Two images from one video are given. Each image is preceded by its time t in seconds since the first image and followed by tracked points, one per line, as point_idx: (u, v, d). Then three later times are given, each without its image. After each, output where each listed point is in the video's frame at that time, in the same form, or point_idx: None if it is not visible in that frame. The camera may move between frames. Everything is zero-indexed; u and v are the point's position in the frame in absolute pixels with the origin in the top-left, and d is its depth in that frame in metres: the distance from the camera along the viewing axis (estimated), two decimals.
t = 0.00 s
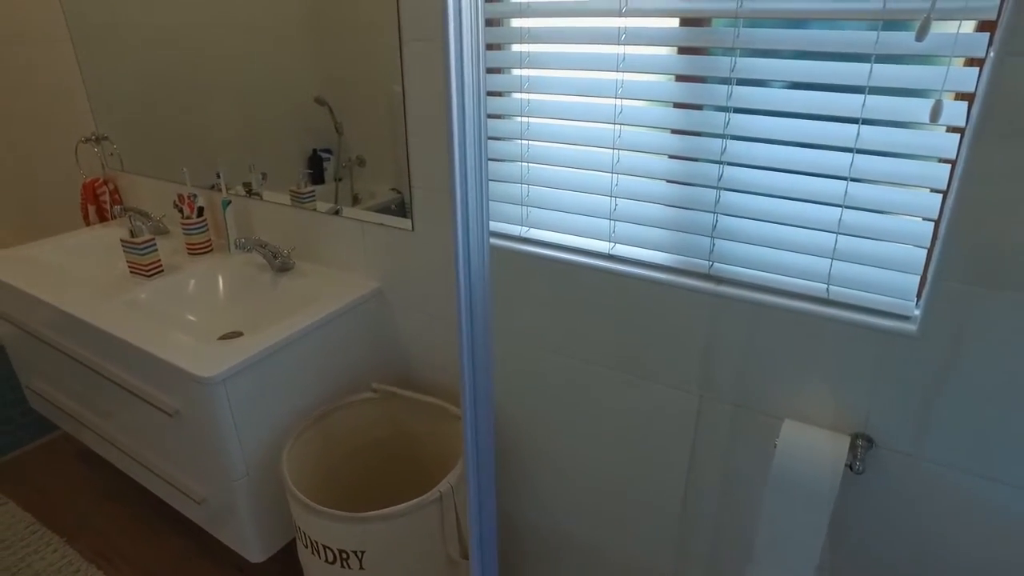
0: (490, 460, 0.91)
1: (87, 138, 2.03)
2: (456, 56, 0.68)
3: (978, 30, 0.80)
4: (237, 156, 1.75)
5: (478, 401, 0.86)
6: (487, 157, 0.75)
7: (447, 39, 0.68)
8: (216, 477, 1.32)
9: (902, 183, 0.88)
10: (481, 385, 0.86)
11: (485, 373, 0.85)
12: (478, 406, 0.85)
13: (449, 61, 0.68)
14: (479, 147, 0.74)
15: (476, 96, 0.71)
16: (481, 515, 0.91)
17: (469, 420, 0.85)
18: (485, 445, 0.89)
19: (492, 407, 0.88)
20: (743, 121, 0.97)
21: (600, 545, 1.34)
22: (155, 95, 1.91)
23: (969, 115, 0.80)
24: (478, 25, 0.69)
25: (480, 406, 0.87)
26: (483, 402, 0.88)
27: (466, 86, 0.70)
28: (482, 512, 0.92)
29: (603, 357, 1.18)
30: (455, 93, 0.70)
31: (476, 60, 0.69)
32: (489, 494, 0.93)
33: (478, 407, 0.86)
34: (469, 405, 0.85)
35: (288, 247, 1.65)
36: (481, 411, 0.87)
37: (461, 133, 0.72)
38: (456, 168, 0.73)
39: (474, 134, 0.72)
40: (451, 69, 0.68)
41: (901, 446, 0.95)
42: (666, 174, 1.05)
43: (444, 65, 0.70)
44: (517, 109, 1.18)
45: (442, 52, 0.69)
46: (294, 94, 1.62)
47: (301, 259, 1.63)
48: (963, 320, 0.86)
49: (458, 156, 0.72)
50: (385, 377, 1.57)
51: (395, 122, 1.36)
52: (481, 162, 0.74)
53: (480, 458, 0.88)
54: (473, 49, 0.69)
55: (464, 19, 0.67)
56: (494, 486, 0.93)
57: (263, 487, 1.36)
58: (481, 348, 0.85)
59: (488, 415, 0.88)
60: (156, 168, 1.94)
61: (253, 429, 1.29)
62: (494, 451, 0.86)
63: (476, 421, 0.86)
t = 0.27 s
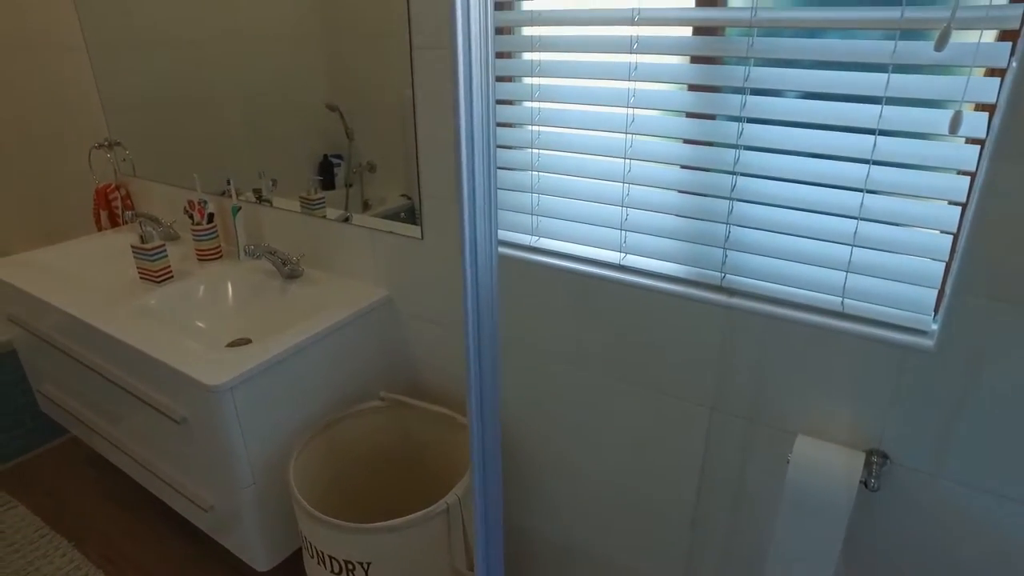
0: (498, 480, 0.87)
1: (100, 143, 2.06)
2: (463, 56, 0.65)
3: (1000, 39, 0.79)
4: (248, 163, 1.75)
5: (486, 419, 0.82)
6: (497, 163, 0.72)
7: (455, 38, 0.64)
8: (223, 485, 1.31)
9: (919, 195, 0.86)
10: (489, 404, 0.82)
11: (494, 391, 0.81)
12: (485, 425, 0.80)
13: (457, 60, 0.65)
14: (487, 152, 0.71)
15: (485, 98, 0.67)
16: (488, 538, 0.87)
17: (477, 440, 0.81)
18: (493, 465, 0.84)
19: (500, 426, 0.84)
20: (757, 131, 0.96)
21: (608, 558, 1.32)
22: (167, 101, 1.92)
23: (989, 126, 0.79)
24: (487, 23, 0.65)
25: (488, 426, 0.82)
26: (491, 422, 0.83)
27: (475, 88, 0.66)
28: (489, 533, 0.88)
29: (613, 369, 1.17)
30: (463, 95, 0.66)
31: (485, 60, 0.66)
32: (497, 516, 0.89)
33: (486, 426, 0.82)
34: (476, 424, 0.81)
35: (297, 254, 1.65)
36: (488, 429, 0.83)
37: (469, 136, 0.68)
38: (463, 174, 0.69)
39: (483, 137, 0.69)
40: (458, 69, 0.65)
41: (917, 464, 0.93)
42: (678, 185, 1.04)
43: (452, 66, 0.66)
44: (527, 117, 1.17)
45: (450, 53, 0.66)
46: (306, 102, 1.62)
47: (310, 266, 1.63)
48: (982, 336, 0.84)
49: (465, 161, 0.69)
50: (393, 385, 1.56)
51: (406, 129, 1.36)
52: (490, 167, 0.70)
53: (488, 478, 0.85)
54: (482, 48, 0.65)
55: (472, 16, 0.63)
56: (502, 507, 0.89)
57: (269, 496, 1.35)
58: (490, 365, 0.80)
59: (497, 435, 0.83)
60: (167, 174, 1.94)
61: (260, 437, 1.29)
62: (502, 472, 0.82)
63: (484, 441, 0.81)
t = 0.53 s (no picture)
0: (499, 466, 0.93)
1: (113, 150, 2.07)
2: (467, 73, 0.70)
3: (1018, 51, 0.78)
4: (258, 171, 1.76)
5: (487, 411, 0.88)
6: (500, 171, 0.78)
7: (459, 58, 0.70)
8: (229, 494, 1.31)
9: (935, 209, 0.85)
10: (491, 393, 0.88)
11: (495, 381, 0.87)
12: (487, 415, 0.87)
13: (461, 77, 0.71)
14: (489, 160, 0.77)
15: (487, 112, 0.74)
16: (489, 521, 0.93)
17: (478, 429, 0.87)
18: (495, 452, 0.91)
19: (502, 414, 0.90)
20: (769, 143, 0.94)
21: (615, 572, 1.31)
22: (179, 109, 1.93)
23: (1008, 140, 0.77)
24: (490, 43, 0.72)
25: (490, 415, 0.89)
26: (492, 410, 0.90)
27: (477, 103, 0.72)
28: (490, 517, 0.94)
29: (621, 382, 1.16)
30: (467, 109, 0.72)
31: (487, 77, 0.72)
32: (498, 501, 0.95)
33: (488, 414, 0.88)
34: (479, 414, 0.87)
35: (306, 262, 1.65)
36: (489, 419, 0.89)
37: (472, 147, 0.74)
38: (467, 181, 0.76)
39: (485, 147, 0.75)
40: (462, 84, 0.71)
41: (932, 483, 0.91)
42: (688, 196, 1.03)
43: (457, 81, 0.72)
44: (538, 127, 1.16)
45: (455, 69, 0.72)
46: (316, 110, 1.62)
47: (319, 274, 1.63)
48: (999, 354, 0.82)
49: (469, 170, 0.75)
50: (401, 396, 1.56)
51: (416, 138, 1.36)
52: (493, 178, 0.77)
53: (489, 465, 0.91)
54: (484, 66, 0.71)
55: (476, 39, 0.69)
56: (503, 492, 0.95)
57: (276, 505, 1.35)
58: (491, 359, 0.86)
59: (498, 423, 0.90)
60: (178, 181, 1.95)
61: (267, 446, 1.28)
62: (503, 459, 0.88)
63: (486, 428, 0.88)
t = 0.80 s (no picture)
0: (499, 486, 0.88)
1: (126, 159, 2.08)
2: (467, 73, 0.69)
3: None
4: (268, 181, 1.77)
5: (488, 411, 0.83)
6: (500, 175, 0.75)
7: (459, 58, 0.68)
8: (235, 505, 1.31)
9: (948, 227, 0.83)
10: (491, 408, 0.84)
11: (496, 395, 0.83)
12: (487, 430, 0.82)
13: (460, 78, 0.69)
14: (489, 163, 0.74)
15: (487, 113, 0.71)
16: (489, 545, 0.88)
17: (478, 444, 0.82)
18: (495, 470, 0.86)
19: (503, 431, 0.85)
20: (780, 159, 0.94)
21: None
22: (192, 119, 1.95)
23: None
24: (490, 42, 0.69)
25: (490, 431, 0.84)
26: (492, 426, 0.85)
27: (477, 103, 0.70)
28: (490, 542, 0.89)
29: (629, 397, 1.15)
30: (466, 111, 0.70)
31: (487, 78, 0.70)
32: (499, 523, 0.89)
33: (487, 430, 0.84)
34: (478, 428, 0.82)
35: (315, 273, 1.66)
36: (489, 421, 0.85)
37: (471, 149, 0.72)
38: (466, 183, 0.73)
39: (485, 150, 0.72)
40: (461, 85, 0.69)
41: (945, 505, 0.90)
42: (697, 212, 1.02)
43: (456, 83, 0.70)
44: (547, 141, 1.16)
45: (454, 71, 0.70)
46: (327, 121, 1.63)
47: (327, 285, 1.63)
48: (1015, 375, 0.80)
49: (468, 171, 0.72)
50: (408, 407, 1.55)
51: (425, 150, 1.37)
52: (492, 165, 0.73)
53: (489, 484, 0.86)
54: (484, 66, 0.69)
55: (475, 37, 0.67)
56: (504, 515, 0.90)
57: (281, 516, 1.34)
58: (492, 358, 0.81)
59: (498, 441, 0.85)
60: (190, 191, 1.97)
61: (273, 457, 1.28)
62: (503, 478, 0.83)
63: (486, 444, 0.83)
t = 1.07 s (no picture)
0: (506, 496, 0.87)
1: (141, 169, 2.10)
2: (474, 82, 0.68)
3: None
4: (280, 192, 1.78)
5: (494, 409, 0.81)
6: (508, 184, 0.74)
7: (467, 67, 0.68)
8: (243, 515, 1.31)
9: (962, 244, 0.83)
10: (497, 419, 0.82)
11: (502, 406, 0.82)
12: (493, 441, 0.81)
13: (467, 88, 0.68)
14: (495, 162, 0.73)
15: (494, 122, 0.70)
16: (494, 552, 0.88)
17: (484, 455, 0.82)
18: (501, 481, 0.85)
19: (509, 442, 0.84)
20: (792, 174, 0.93)
21: None
22: (205, 129, 1.97)
23: None
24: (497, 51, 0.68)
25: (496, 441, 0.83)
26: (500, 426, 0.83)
27: (484, 112, 0.69)
28: (495, 546, 0.89)
29: (638, 412, 1.14)
30: (473, 120, 0.69)
31: (495, 86, 0.69)
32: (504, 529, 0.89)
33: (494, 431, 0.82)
34: (484, 440, 0.81)
35: (325, 284, 1.66)
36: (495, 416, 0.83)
37: (478, 158, 0.71)
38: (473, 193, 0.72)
39: (492, 159, 0.72)
40: (469, 94, 0.68)
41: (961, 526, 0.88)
42: (707, 226, 1.02)
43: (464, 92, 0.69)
44: (557, 154, 1.16)
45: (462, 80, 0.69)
46: (340, 132, 1.64)
47: (338, 295, 1.64)
48: None
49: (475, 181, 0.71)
50: (416, 420, 1.55)
51: (436, 162, 1.37)
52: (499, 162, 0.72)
53: (495, 494, 0.85)
54: (492, 75, 0.68)
55: (482, 47, 0.67)
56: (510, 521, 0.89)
57: (289, 527, 1.34)
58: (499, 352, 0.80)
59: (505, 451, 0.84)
60: (203, 200, 1.98)
61: (281, 469, 1.28)
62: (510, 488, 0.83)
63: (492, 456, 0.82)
